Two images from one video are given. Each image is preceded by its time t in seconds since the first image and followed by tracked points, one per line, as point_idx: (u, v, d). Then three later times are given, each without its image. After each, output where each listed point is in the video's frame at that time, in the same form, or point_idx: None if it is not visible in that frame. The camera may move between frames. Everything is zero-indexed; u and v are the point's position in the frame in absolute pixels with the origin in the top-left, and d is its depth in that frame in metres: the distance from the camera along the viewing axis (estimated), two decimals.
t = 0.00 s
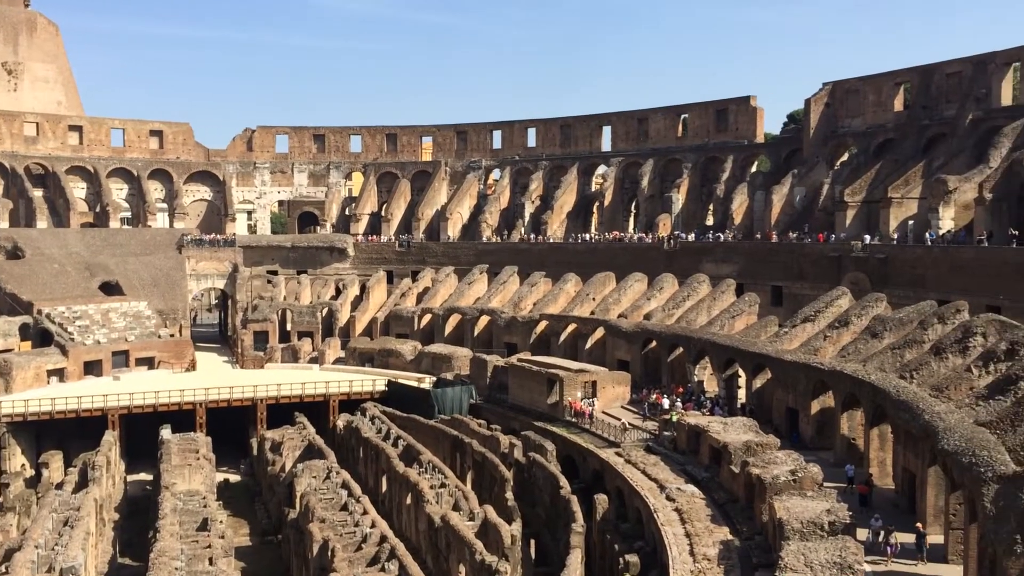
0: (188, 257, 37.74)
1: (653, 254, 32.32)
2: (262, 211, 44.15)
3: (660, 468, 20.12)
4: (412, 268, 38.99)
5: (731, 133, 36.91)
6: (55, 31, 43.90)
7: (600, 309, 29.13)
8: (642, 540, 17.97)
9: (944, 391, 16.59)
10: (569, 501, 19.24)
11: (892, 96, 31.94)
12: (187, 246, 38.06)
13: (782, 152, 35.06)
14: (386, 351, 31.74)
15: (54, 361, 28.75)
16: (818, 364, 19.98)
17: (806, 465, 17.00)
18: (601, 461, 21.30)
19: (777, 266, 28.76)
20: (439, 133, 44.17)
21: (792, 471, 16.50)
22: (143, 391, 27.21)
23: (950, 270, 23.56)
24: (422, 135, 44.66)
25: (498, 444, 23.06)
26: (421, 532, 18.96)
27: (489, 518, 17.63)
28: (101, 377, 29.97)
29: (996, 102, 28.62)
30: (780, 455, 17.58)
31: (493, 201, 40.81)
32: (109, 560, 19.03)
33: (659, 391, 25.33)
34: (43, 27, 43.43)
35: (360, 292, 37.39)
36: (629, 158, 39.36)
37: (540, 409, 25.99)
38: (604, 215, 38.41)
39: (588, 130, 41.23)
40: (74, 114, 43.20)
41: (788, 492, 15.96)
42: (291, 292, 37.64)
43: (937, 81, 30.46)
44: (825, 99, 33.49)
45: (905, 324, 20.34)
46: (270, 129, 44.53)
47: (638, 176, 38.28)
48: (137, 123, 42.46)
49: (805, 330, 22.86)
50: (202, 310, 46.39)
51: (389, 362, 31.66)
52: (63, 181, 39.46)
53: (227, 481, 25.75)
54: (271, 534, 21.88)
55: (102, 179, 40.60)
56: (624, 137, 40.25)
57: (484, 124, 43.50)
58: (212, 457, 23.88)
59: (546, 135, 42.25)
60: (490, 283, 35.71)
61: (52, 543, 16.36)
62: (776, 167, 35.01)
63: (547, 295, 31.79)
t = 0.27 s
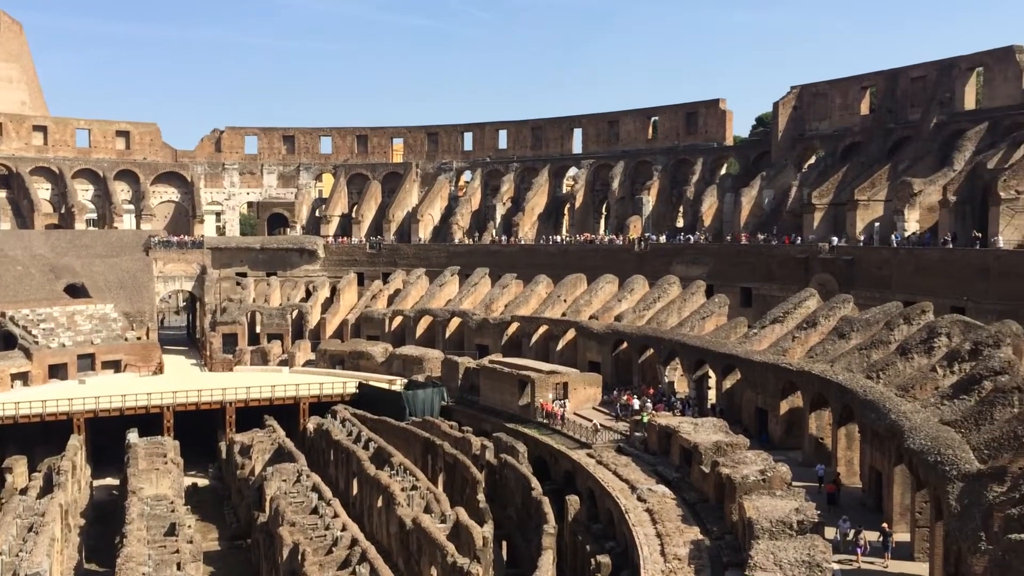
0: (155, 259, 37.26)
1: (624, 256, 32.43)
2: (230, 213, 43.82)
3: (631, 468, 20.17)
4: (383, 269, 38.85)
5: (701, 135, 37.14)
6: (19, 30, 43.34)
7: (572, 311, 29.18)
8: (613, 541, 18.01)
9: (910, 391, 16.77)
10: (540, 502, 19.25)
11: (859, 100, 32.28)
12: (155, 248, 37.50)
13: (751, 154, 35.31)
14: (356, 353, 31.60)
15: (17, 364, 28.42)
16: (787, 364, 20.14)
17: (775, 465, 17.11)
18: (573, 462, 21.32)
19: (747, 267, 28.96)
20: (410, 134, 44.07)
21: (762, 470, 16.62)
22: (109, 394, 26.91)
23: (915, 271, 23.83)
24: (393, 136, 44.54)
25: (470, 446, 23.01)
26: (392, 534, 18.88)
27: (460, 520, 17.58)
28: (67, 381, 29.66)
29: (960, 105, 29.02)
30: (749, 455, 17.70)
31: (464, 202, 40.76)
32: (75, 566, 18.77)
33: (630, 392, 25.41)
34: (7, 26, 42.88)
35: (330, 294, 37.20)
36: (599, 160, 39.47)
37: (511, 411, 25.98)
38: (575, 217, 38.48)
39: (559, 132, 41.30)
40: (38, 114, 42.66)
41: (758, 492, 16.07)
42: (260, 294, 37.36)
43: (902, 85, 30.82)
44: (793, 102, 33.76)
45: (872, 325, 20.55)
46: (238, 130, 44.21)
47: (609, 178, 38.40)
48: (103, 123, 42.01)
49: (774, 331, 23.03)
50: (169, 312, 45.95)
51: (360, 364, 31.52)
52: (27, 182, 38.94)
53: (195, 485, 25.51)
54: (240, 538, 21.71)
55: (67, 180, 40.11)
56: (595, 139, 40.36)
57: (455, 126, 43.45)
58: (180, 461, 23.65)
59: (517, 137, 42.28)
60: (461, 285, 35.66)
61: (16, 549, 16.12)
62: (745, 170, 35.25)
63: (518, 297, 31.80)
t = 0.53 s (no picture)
0: (125, 258, 36.81)
1: (597, 255, 32.49)
2: (201, 212, 43.50)
3: (605, 467, 20.22)
4: (356, 269, 38.70)
5: (674, 135, 37.30)
6: None
7: (546, 310, 29.20)
8: (587, 539, 18.04)
9: (879, 388, 16.92)
10: (514, 502, 19.24)
11: (829, 100, 32.56)
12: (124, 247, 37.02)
13: (723, 154, 35.50)
14: (330, 353, 31.46)
15: None
16: (758, 362, 20.26)
17: (747, 462, 17.20)
18: (547, 461, 21.32)
19: (719, 266, 29.13)
20: (383, 133, 43.92)
21: (734, 468, 16.70)
22: (79, 396, 26.65)
23: (884, 270, 24.05)
24: (366, 135, 44.39)
25: (444, 446, 22.97)
26: (366, 535, 18.81)
27: (434, 520, 17.54)
28: (34, 382, 29.41)
29: (928, 106, 29.30)
30: (722, 453, 17.78)
31: (438, 202, 40.67)
32: (43, 570, 18.56)
33: (604, 390, 25.46)
34: None
35: (303, 294, 37.02)
36: (573, 159, 39.53)
37: (486, 410, 25.96)
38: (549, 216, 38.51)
39: (532, 131, 41.32)
40: (6, 112, 42.18)
41: (730, 490, 16.14)
42: (232, 294, 37.09)
43: (871, 86, 31.09)
44: (764, 102, 33.97)
45: (842, 323, 20.71)
46: (209, 128, 43.90)
47: (583, 177, 38.46)
48: (71, 121, 41.58)
49: (746, 329, 23.16)
50: (140, 312, 45.57)
51: (333, 364, 31.38)
52: None
53: (166, 486, 25.28)
54: (211, 540, 21.55)
55: (35, 178, 39.57)
56: (568, 139, 40.41)
57: (428, 125, 43.37)
58: (150, 463, 23.44)
59: (491, 136, 42.25)
60: (435, 284, 35.58)
61: None
62: (717, 169, 35.45)
63: (492, 296, 31.77)
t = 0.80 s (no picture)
0: (92, 259, 36.38)
1: (570, 255, 32.55)
2: (170, 212, 43.10)
3: (577, 466, 20.26)
4: (327, 269, 38.50)
5: (645, 135, 37.45)
6: None
7: (518, 310, 29.19)
8: (560, 538, 18.06)
9: (847, 386, 17.07)
10: (487, 502, 19.23)
11: (798, 102, 32.81)
12: (91, 248, 36.74)
13: (694, 154, 35.69)
14: (301, 354, 31.27)
15: None
16: (729, 361, 20.38)
17: (718, 460, 17.29)
18: (520, 461, 21.32)
19: (690, 266, 29.28)
20: (355, 133, 43.76)
21: (705, 466, 16.78)
22: (45, 399, 26.31)
23: (852, 269, 24.27)
24: (337, 135, 44.19)
25: (417, 446, 22.89)
26: (338, 536, 18.71)
27: (407, 521, 17.49)
28: None
29: (895, 108, 29.60)
30: (694, 451, 17.86)
31: (410, 202, 40.55)
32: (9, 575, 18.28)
33: (577, 390, 25.50)
34: None
35: (274, 295, 36.76)
36: (545, 159, 39.56)
37: (458, 411, 25.91)
38: (521, 216, 38.51)
39: (504, 131, 41.32)
40: None
41: (702, 488, 16.21)
42: (203, 295, 36.68)
43: (839, 88, 31.37)
44: (734, 103, 34.18)
45: (811, 322, 20.89)
46: (178, 127, 43.49)
47: (555, 177, 38.50)
48: (37, 120, 41.04)
49: (717, 329, 23.28)
50: (107, 314, 45.07)
51: (304, 365, 31.20)
52: None
53: (135, 490, 25.01)
54: (181, 544, 21.35)
55: None
56: (540, 139, 40.44)
57: (400, 124, 43.25)
58: (118, 466, 23.17)
59: (463, 137, 42.19)
60: (407, 284, 35.48)
61: None
62: (689, 170, 35.63)
63: (465, 296, 31.73)
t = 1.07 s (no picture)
0: (59, 261, 36.07)
1: (542, 257, 32.57)
2: (138, 213, 42.70)
3: (550, 468, 20.26)
4: (299, 271, 38.28)
5: (617, 138, 37.58)
6: None
7: (491, 312, 29.16)
8: (533, 540, 18.05)
9: (817, 386, 17.21)
10: (460, 504, 19.19)
11: (768, 105, 33.05)
12: (58, 250, 36.36)
13: (666, 156, 35.86)
14: (272, 357, 31.07)
15: None
16: (701, 362, 20.47)
17: (690, 461, 17.36)
18: (494, 463, 21.30)
19: (662, 268, 29.40)
20: (327, 134, 43.57)
21: (678, 466, 16.82)
22: (11, 403, 25.97)
23: (822, 271, 24.47)
24: (309, 136, 43.98)
25: (389, 449, 22.81)
26: (310, 540, 18.60)
27: (380, 524, 17.42)
28: None
29: (863, 111, 29.87)
30: (666, 452, 17.92)
31: (383, 203, 40.42)
32: None
33: (550, 392, 25.51)
34: None
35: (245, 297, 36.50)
36: (518, 161, 39.59)
37: (431, 413, 25.84)
38: (494, 218, 38.50)
39: (477, 133, 41.30)
40: None
41: (674, 488, 16.25)
42: (172, 298, 36.41)
43: (808, 91, 31.63)
44: (705, 106, 34.41)
45: (782, 323, 21.03)
46: (147, 128, 43.12)
47: (528, 179, 38.52)
48: (3, 120, 40.56)
49: (688, 330, 23.38)
50: (75, 317, 44.58)
51: (276, 368, 31.01)
52: None
53: (104, 495, 24.73)
54: (150, 549, 21.13)
55: None
56: (513, 141, 40.44)
57: (373, 126, 43.12)
58: (86, 471, 22.90)
59: (436, 138, 42.14)
60: (380, 286, 35.34)
61: None
62: (661, 172, 35.79)
63: (438, 298, 31.65)
